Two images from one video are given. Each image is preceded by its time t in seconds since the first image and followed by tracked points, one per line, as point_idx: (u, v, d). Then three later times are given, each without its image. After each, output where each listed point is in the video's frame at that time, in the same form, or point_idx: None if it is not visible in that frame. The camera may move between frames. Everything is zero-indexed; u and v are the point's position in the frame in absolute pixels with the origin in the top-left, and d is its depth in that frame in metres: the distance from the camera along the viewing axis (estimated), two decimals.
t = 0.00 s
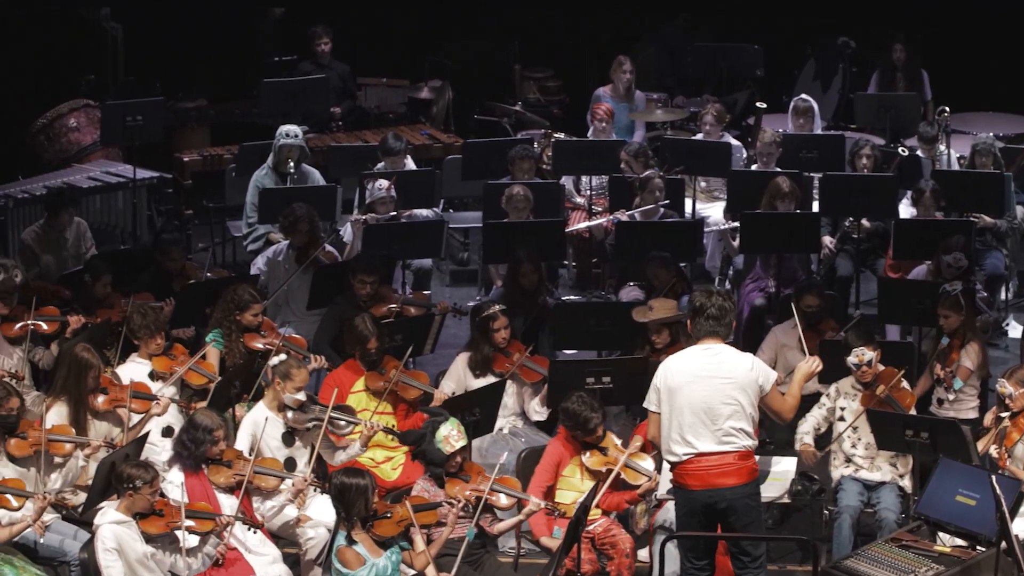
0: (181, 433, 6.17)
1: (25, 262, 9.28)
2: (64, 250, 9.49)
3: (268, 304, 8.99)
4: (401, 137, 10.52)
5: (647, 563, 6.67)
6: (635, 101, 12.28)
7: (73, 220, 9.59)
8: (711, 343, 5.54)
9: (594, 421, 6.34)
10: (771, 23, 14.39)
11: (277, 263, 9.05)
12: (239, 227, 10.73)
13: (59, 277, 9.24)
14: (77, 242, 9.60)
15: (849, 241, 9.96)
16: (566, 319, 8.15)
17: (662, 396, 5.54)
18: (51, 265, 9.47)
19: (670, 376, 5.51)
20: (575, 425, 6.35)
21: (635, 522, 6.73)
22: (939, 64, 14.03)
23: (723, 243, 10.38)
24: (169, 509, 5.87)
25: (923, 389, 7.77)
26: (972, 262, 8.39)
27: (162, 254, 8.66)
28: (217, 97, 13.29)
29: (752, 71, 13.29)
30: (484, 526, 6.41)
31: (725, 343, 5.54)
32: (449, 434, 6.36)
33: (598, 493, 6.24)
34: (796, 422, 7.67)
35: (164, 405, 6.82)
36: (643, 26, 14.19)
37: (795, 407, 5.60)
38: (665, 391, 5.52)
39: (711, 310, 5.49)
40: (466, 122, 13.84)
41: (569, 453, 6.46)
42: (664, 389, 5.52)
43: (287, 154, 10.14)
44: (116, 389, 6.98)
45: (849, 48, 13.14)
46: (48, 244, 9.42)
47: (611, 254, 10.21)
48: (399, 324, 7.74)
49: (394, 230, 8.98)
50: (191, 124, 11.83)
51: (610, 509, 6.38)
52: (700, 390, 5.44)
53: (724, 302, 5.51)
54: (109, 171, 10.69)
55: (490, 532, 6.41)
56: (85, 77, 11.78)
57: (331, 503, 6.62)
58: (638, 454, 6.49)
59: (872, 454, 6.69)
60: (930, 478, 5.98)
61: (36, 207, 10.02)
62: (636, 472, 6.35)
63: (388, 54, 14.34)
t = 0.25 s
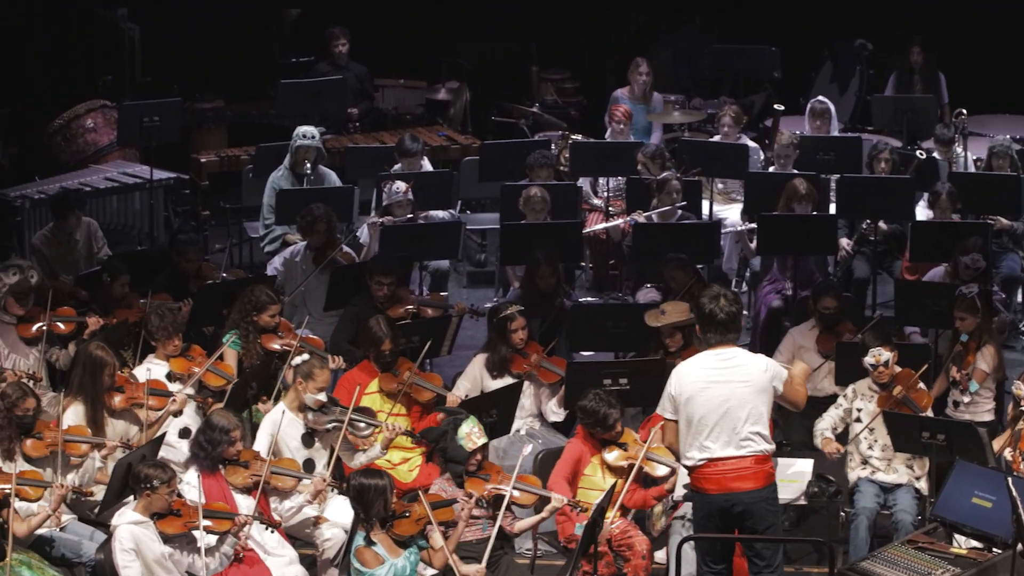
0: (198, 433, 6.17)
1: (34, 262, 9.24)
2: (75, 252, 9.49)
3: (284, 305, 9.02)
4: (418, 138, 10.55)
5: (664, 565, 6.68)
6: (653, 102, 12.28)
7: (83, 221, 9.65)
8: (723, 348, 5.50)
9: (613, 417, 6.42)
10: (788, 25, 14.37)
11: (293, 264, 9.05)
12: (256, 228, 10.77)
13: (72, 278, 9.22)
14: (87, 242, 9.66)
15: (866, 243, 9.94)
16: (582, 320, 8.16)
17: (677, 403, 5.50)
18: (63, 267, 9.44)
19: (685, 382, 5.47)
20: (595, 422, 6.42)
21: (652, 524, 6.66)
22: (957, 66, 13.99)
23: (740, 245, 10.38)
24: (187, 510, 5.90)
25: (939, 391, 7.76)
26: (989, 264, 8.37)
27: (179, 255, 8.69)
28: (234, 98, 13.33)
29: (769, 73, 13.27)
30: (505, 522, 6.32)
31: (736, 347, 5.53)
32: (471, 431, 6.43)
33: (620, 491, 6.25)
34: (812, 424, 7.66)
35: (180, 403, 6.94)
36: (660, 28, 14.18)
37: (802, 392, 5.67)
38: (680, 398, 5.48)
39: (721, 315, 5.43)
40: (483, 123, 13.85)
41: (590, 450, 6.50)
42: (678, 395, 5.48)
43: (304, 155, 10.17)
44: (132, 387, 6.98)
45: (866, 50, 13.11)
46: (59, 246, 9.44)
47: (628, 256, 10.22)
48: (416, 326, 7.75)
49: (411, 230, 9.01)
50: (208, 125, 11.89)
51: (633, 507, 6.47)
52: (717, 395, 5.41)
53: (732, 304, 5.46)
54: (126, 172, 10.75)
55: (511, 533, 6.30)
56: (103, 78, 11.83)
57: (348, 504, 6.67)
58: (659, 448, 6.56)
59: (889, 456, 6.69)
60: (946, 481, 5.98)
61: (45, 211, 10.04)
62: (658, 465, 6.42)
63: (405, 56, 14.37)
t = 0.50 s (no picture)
0: (215, 435, 6.18)
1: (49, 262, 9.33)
2: (89, 252, 9.55)
3: (302, 305, 9.06)
4: (435, 139, 10.58)
5: (681, 566, 6.69)
6: (670, 104, 12.28)
7: (97, 221, 9.71)
8: (751, 355, 5.43)
9: (626, 416, 6.44)
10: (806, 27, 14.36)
11: (311, 264, 9.11)
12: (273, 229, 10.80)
13: (88, 278, 9.29)
14: (102, 242, 9.71)
15: (883, 246, 9.92)
16: (599, 322, 8.17)
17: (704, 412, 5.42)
18: (78, 267, 9.52)
19: (712, 391, 5.39)
20: (609, 422, 6.45)
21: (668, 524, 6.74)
22: (975, 68, 13.96)
23: (757, 247, 10.37)
24: (204, 510, 5.93)
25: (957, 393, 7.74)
26: (1006, 266, 8.35)
27: (196, 255, 8.75)
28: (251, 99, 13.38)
29: (787, 75, 13.26)
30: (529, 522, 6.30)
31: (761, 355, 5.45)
32: (494, 429, 6.38)
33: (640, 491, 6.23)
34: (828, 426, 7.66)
35: (199, 403, 7.00)
36: (679, 29, 14.15)
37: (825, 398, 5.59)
38: (706, 407, 5.40)
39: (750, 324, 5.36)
40: (501, 125, 13.87)
41: (604, 450, 6.54)
42: (705, 404, 5.40)
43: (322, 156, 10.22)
44: (149, 387, 7.03)
45: (883, 52, 13.09)
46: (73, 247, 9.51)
47: (646, 257, 10.22)
48: (434, 327, 7.77)
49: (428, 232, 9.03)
50: (226, 126, 11.94)
51: (654, 504, 6.50)
52: (745, 405, 5.34)
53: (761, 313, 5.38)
54: (143, 173, 10.78)
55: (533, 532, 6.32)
56: (121, 78, 11.89)
57: (366, 507, 6.70)
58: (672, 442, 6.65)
59: (905, 458, 6.68)
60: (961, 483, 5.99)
61: (60, 211, 10.04)
62: (674, 458, 6.46)
63: (422, 57, 14.40)
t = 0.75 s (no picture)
0: (232, 435, 6.21)
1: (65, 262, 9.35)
2: (106, 253, 9.59)
3: (319, 305, 9.09)
4: (452, 140, 10.60)
5: (698, 567, 6.70)
6: (687, 105, 12.27)
7: (114, 222, 9.76)
8: (784, 367, 5.45)
9: (639, 419, 6.46)
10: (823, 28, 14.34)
11: (328, 265, 9.13)
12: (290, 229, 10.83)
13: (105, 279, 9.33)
14: (120, 244, 9.77)
15: (900, 247, 9.90)
16: (615, 323, 8.18)
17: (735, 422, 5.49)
18: (95, 268, 9.55)
19: (743, 402, 5.44)
20: (621, 425, 6.47)
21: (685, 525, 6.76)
22: (993, 70, 13.92)
23: (774, 248, 10.36)
24: (221, 510, 5.94)
25: (973, 395, 7.72)
26: None
27: (213, 256, 8.76)
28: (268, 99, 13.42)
29: (804, 77, 13.23)
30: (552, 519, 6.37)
31: (795, 367, 5.46)
32: (518, 426, 6.49)
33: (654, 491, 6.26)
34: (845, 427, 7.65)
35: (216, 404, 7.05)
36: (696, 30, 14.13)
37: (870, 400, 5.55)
38: (738, 417, 5.47)
39: (784, 334, 5.35)
40: (518, 126, 13.89)
41: (618, 451, 6.54)
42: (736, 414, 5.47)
43: (338, 156, 10.25)
44: (166, 388, 7.08)
45: (900, 53, 13.07)
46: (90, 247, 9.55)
47: (663, 258, 10.22)
48: (451, 328, 7.79)
49: (445, 232, 9.05)
50: (243, 126, 12.00)
51: (667, 505, 6.40)
52: (774, 418, 5.38)
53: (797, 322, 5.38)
54: (160, 173, 10.82)
55: (557, 529, 6.38)
56: (138, 79, 11.95)
57: (384, 507, 6.70)
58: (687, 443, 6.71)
59: (921, 459, 6.70)
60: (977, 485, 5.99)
61: (77, 211, 10.09)
62: (689, 457, 6.53)
63: (438, 58, 14.42)
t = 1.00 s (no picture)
0: (249, 436, 6.25)
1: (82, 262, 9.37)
2: (123, 253, 9.63)
3: (335, 305, 9.12)
4: (468, 141, 10.61)
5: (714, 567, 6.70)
6: (703, 106, 12.27)
7: (131, 222, 9.81)
8: (816, 375, 5.42)
9: (652, 420, 6.46)
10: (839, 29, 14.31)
11: (345, 264, 9.19)
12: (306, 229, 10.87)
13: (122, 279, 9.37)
14: (136, 243, 9.82)
15: (916, 248, 9.88)
16: (630, 323, 8.18)
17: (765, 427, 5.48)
18: (113, 268, 9.57)
19: (773, 408, 5.44)
20: (635, 426, 6.48)
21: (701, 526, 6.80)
22: (1010, 71, 13.88)
23: (790, 248, 10.34)
24: (237, 509, 5.97)
25: (990, 397, 7.70)
26: None
27: (230, 257, 8.78)
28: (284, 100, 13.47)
29: (820, 78, 13.21)
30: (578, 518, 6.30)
31: (827, 376, 5.43)
32: (539, 425, 6.61)
33: (668, 491, 6.28)
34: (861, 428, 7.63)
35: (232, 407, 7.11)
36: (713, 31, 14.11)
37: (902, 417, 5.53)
38: (767, 423, 5.46)
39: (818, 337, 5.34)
40: (535, 126, 13.90)
41: (633, 451, 6.57)
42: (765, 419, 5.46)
43: (355, 157, 10.29)
44: (183, 390, 7.13)
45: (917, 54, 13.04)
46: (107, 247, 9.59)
47: (679, 259, 10.22)
48: (467, 328, 7.80)
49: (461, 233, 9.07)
50: (259, 126, 12.05)
51: (682, 504, 6.49)
52: (801, 427, 5.36)
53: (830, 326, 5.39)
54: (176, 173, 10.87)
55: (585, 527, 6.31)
56: (154, 79, 11.99)
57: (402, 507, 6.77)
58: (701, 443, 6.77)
59: (937, 460, 6.69)
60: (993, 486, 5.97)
61: (93, 211, 10.13)
62: (702, 459, 6.54)
63: (455, 58, 14.43)
